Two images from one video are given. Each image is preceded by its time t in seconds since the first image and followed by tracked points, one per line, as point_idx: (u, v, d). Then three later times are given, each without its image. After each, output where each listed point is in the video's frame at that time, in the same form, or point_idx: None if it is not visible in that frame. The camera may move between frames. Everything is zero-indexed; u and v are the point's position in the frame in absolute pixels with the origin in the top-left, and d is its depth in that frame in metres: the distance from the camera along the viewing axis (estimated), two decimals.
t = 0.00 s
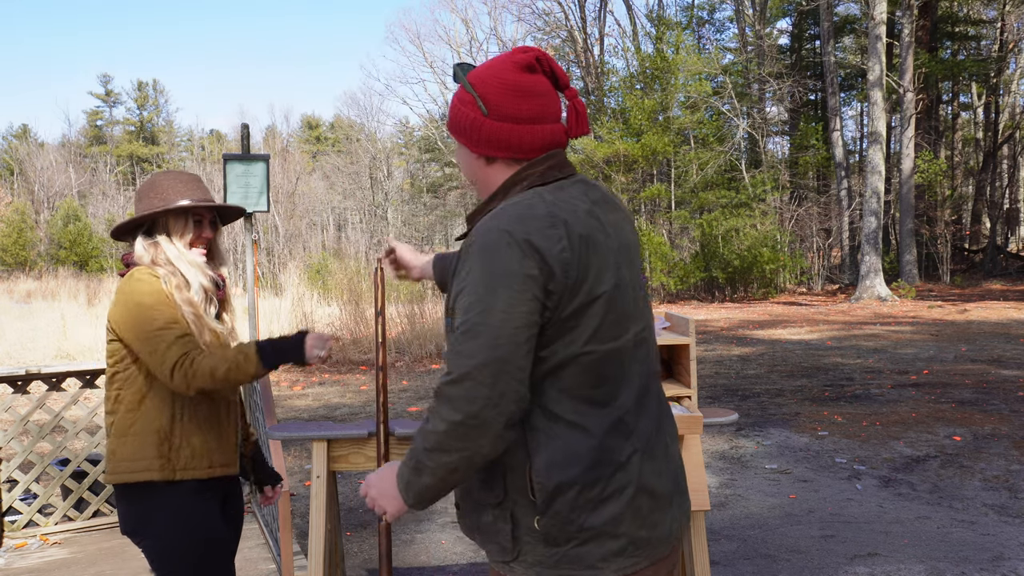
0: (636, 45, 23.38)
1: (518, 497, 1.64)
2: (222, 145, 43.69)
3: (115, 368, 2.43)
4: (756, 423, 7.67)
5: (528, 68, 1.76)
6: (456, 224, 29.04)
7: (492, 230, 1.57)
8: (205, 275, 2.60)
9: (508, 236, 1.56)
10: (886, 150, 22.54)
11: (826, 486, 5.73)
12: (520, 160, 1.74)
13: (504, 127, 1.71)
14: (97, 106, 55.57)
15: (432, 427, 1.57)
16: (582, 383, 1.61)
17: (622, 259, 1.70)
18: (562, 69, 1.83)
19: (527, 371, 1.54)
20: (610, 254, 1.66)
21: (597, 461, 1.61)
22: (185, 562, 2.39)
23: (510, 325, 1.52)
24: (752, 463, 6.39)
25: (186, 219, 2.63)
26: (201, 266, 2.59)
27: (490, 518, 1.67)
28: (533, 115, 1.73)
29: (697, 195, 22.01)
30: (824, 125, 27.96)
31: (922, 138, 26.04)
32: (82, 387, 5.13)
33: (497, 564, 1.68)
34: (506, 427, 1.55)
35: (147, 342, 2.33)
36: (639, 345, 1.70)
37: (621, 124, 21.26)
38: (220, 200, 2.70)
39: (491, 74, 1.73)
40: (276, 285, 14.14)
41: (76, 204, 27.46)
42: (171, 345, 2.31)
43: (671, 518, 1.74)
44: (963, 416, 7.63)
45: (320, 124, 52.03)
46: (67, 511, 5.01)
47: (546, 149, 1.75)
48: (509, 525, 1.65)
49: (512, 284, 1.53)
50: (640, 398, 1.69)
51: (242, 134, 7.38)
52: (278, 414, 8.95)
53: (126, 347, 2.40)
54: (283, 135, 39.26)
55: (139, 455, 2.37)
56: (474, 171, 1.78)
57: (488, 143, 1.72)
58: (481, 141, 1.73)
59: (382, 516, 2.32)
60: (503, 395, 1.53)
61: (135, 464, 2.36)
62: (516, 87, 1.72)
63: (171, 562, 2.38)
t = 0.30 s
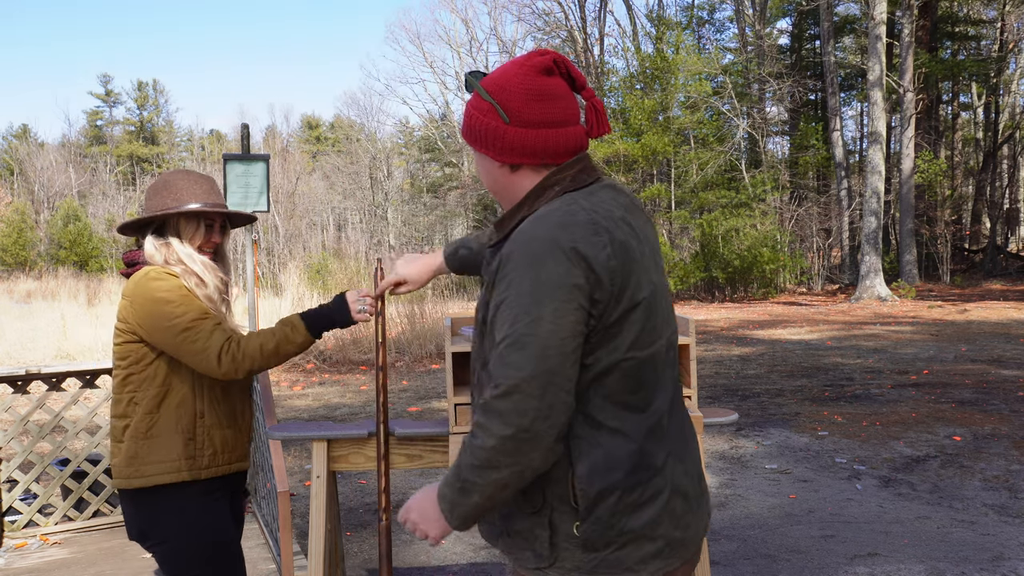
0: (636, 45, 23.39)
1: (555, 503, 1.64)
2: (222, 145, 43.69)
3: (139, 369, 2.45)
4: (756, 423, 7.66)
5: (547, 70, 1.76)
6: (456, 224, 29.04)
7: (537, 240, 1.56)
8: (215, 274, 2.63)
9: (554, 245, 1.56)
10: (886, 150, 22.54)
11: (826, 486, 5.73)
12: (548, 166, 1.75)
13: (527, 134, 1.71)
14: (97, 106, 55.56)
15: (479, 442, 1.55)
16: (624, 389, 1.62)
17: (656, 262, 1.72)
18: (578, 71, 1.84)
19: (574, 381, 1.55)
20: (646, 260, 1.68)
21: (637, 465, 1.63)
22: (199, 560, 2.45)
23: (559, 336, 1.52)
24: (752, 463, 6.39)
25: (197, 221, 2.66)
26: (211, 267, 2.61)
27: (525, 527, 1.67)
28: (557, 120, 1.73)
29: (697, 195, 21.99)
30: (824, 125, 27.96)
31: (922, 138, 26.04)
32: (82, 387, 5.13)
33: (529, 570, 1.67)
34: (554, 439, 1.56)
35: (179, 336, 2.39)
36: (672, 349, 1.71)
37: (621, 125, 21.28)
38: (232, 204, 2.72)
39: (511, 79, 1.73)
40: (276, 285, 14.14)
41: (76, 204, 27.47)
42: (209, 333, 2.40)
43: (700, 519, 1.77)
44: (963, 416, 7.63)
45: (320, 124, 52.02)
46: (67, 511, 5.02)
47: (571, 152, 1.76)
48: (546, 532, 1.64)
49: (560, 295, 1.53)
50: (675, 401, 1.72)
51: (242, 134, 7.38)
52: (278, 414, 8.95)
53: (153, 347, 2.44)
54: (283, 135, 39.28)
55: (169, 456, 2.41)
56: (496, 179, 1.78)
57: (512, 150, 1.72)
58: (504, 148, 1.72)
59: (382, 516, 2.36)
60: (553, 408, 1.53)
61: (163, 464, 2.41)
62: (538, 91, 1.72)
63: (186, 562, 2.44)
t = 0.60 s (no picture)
0: (635, 45, 23.40)
1: (581, 508, 1.64)
2: (222, 145, 43.68)
3: (157, 370, 2.43)
4: (756, 423, 7.67)
5: (553, 75, 1.76)
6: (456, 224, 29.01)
7: (566, 247, 1.57)
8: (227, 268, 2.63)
9: (582, 251, 1.56)
10: (886, 150, 22.54)
11: (826, 486, 5.73)
12: (558, 171, 1.75)
13: (533, 140, 1.71)
14: (97, 106, 55.57)
15: (524, 456, 1.54)
16: (647, 390, 1.64)
17: (670, 266, 1.74)
18: (582, 74, 1.84)
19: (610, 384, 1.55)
20: (663, 262, 1.70)
21: (662, 464, 1.64)
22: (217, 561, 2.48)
23: (597, 340, 1.52)
24: (752, 463, 6.39)
25: (208, 214, 2.65)
26: (222, 260, 2.61)
27: (549, 533, 1.66)
28: (563, 125, 1.73)
29: (697, 195, 21.96)
30: (824, 125, 27.97)
31: (922, 138, 26.05)
32: (82, 387, 5.14)
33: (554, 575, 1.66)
34: (596, 446, 1.56)
35: (199, 336, 2.38)
36: (685, 349, 1.75)
37: (621, 125, 21.27)
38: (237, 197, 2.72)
39: (515, 86, 1.73)
40: (276, 285, 14.15)
41: (76, 203, 27.44)
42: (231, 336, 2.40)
43: (716, 514, 1.79)
44: (963, 416, 7.63)
45: (320, 124, 52.01)
46: (67, 511, 5.02)
47: (579, 157, 1.76)
48: (572, 536, 1.64)
49: (594, 302, 1.54)
50: (689, 400, 1.74)
51: (242, 133, 7.38)
52: (278, 414, 8.96)
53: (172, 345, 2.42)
54: (283, 135, 39.30)
55: (192, 461, 2.42)
56: (504, 186, 1.79)
57: (520, 157, 1.72)
58: (513, 156, 1.72)
59: (382, 515, 2.39)
60: (596, 415, 1.54)
61: (187, 470, 2.42)
62: (543, 97, 1.72)
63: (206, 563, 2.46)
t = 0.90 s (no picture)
0: (636, 45, 23.38)
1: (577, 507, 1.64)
2: (222, 145, 43.68)
3: (178, 369, 2.41)
4: (756, 423, 7.67)
5: (556, 74, 1.76)
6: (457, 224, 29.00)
7: (572, 246, 1.57)
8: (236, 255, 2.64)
9: (586, 252, 1.56)
10: (886, 150, 22.53)
11: (826, 486, 5.73)
12: (562, 170, 1.75)
13: (538, 138, 1.71)
14: (97, 106, 55.58)
15: (530, 458, 1.54)
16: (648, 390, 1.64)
17: (670, 266, 1.75)
18: (587, 72, 1.84)
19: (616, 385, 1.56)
20: (664, 264, 1.71)
21: (659, 464, 1.65)
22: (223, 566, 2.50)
23: (603, 340, 1.53)
24: (752, 463, 6.39)
25: (210, 206, 2.66)
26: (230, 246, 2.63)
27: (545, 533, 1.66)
28: (569, 123, 1.73)
29: (697, 195, 21.94)
30: (824, 125, 27.98)
31: (922, 138, 26.06)
32: (82, 387, 5.14)
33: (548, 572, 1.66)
34: (601, 446, 1.56)
35: (225, 334, 2.38)
36: (685, 350, 1.76)
37: (621, 125, 21.28)
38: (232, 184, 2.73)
39: (521, 83, 1.73)
40: (276, 285, 14.14)
41: (76, 203, 27.42)
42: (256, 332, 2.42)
43: (710, 514, 1.79)
44: (963, 416, 7.63)
45: (320, 124, 51.99)
46: (67, 511, 5.02)
47: (584, 157, 1.77)
48: (567, 535, 1.64)
49: (601, 303, 1.54)
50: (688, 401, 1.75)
51: (242, 133, 7.38)
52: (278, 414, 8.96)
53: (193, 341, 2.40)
54: (283, 135, 39.30)
55: (213, 462, 2.44)
56: (507, 185, 1.78)
57: (525, 155, 1.72)
58: (518, 154, 1.72)
59: (382, 515, 2.39)
60: (602, 415, 1.54)
61: (208, 470, 2.43)
62: (548, 94, 1.72)
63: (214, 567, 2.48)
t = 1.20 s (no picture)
0: (635, 45, 23.35)
1: (567, 508, 1.64)
2: (222, 145, 43.69)
3: (197, 356, 2.43)
4: (756, 423, 7.66)
5: (551, 72, 1.76)
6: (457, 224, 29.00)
7: (560, 248, 1.56)
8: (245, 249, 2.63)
9: (575, 256, 1.56)
10: (886, 150, 22.53)
11: (826, 486, 5.73)
12: (557, 169, 1.75)
13: (532, 137, 1.71)
14: (97, 106, 55.53)
15: (510, 460, 1.55)
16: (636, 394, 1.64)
17: (666, 268, 1.74)
18: (583, 71, 1.84)
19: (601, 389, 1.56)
20: (659, 266, 1.71)
21: (649, 466, 1.64)
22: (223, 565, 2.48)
23: (588, 344, 1.52)
24: (752, 463, 6.39)
25: (217, 204, 2.66)
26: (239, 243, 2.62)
27: (536, 531, 1.66)
28: (563, 122, 1.73)
29: (697, 195, 21.95)
30: (824, 125, 27.97)
31: (922, 138, 26.07)
32: (82, 387, 5.14)
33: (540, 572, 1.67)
34: (584, 448, 1.57)
35: (247, 295, 2.37)
36: (679, 352, 1.75)
37: (621, 125, 21.28)
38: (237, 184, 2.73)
39: (515, 82, 1.73)
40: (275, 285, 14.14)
41: (76, 203, 27.39)
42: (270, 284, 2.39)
43: (705, 517, 1.78)
44: (963, 416, 7.63)
45: (320, 124, 51.97)
46: (67, 511, 5.03)
47: (579, 156, 1.77)
48: (558, 534, 1.64)
49: (586, 307, 1.53)
50: (682, 403, 1.74)
51: (242, 134, 7.38)
52: (277, 413, 8.96)
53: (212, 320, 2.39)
54: (283, 135, 39.31)
55: (242, 438, 2.48)
56: (504, 183, 1.78)
57: (518, 154, 1.72)
58: (512, 153, 1.72)
59: (383, 515, 2.38)
60: (583, 419, 1.54)
61: (232, 450, 2.47)
62: (543, 93, 1.72)
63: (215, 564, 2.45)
